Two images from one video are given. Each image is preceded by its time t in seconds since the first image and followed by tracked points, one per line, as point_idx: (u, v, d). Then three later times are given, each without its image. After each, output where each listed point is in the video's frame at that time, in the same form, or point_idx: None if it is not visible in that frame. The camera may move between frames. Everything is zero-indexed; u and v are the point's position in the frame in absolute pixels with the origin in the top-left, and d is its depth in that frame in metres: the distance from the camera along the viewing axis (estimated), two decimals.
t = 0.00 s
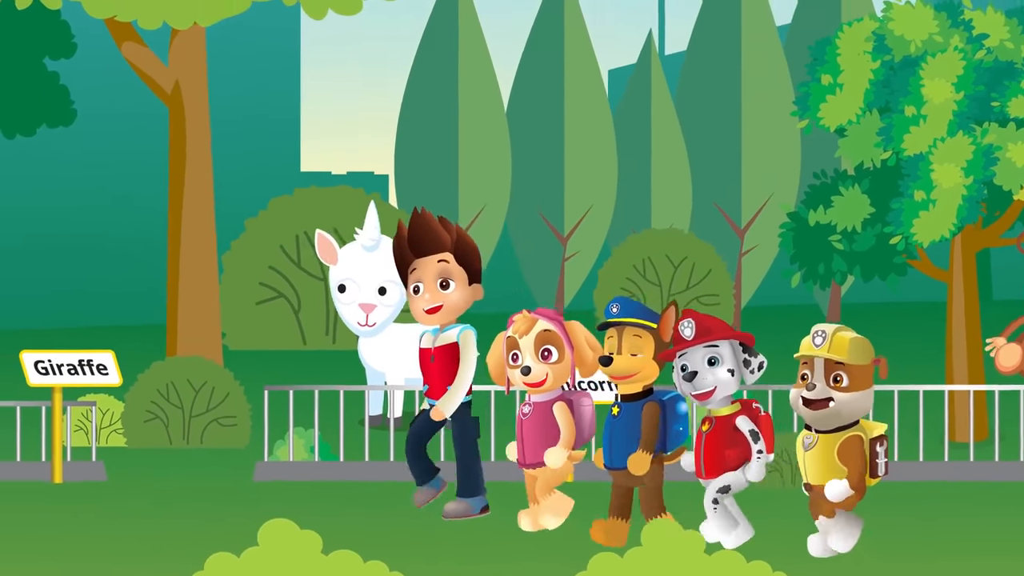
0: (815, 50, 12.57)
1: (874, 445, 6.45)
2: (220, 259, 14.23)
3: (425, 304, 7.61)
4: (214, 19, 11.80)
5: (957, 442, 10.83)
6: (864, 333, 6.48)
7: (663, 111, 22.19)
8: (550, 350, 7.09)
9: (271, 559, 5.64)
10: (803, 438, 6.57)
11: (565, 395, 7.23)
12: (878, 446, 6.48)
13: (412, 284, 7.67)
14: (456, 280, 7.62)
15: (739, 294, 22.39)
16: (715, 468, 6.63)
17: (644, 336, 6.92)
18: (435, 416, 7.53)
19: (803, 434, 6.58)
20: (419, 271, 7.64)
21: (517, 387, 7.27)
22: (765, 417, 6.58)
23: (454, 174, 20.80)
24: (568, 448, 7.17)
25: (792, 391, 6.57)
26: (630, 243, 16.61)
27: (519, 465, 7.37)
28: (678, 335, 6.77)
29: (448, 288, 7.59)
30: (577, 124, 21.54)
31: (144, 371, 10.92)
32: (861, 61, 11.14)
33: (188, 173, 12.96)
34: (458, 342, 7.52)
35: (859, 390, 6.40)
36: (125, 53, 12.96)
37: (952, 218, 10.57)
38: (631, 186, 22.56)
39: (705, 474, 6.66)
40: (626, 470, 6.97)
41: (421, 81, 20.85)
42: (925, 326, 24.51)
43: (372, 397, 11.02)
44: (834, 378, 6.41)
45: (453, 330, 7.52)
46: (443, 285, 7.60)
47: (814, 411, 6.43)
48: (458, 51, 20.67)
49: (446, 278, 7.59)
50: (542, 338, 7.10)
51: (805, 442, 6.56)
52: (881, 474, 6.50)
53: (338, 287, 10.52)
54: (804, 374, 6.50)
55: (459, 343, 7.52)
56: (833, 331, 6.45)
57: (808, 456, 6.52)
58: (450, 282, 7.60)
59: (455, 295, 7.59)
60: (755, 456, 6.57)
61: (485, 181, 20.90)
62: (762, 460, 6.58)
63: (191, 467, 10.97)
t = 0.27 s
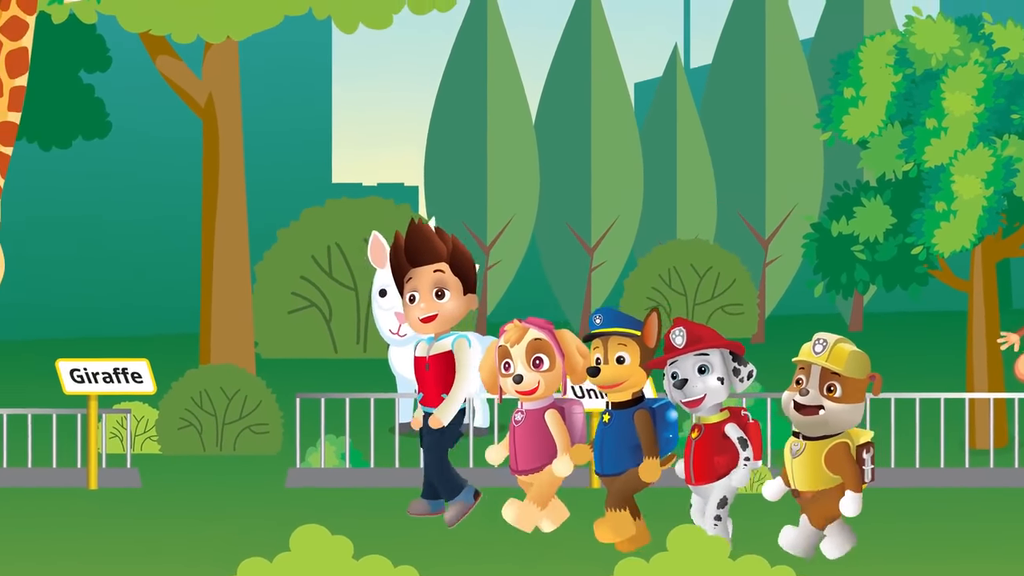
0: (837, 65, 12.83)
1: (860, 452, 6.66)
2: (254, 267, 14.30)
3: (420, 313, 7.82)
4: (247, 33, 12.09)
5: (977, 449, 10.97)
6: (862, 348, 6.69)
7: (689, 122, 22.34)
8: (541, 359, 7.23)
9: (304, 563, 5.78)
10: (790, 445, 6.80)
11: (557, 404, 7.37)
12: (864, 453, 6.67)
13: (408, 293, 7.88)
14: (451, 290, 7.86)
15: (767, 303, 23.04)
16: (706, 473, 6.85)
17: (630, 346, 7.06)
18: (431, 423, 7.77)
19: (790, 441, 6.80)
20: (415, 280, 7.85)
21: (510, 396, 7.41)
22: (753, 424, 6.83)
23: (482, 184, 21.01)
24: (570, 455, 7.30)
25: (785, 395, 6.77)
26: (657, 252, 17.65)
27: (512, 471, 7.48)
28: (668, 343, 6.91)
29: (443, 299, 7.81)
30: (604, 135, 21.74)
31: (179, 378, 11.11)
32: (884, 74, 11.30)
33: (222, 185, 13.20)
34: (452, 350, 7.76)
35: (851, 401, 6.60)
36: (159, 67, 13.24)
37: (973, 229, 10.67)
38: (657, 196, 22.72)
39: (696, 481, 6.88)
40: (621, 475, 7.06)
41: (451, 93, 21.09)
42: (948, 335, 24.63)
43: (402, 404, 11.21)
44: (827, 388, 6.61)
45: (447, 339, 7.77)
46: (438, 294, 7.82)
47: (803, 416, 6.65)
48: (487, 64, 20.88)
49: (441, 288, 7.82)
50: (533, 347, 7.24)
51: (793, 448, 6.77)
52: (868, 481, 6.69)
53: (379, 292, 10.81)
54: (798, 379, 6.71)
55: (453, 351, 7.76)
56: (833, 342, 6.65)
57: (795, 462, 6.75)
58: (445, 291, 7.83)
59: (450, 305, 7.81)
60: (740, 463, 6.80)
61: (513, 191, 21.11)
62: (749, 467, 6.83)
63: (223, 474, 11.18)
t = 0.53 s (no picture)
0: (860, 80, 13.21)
1: (848, 459, 6.52)
2: (289, 278, 14.55)
3: (416, 323, 7.67)
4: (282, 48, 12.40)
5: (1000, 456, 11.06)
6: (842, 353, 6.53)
7: (715, 136, 22.53)
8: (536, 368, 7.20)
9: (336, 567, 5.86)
10: (780, 452, 6.66)
11: (550, 412, 7.33)
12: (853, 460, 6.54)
13: (403, 304, 7.74)
14: (447, 299, 7.70)
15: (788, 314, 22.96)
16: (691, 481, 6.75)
17: (619, 355, 7.00)
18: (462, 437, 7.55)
19: (780, 448, 6.67)
20: (411, 290, 7.71)
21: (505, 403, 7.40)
22: (743, 434, 6.71)
23: (512, 197, 21.24)
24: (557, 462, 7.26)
25: (773, 405, 6.64)
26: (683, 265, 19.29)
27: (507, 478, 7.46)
28: (675, 347, 6.84)
29: (438, 308, 7.66)
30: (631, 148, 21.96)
31: (213, 388, 11.35)
32: (906, 88, 11.47)
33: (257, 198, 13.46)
34: (450, 359, 7.65)
35: (836, 406, 6.47)
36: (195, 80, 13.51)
37: (995, 239, 10.79)
38: (683, 208, 22.93)
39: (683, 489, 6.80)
40: (612, 482, 7.04)
41: (481, 107, 21.35)
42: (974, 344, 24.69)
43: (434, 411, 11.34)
44: (812, 395, 6.47)
45: (444, 347, 7.66)
46: (433, 304, 7.67)
47: (791, 425, 6.52)
48: (517, 78, 21.10)
49: (436, 298, 7.67)
50: (530, 356, 7.21)
51: (782, 455, 6.64)
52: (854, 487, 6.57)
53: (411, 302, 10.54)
54: (784, 390, 6.57)
55: (450, 360, 7.66)
56: (812, 350, 6.51)
57: (784, 469, 6.62)
58: (440, 301, 7.68)
59: (445, 315, 7.66)
60: (701, 469, 6.71)
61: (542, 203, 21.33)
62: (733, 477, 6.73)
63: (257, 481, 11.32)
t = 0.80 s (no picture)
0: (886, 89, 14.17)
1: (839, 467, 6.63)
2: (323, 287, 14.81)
3: (415, 332, 7.84)
4: (317, 62, 12.67)
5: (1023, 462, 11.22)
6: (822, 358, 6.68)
7: (741, 150, 22.67)
8: (535, 377, 7.26)
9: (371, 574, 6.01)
10: (771, 460, 6.74)
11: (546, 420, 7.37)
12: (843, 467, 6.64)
13: (403, 313, 7.92)
14: (446, 309, 7.87)
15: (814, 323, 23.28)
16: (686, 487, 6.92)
17: (618, 364, 7.14)
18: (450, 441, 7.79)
19: (771, 456, 6.75)
20: (411, 300, 7.89)
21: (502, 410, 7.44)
22: (735, 441, 6.92)
23: (542, 209, 21.46)
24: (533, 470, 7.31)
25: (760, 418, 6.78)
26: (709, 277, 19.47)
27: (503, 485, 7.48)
28: (678, 353, 6.98)
29: (437, 318, 7.83)
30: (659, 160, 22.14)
31: (249, 395, 11.58)
32: (929, 102, 11.92)
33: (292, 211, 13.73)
34: (448, 369, 7.83)
35: (821, 412, 6.59)
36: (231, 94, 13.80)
37: (1016, 252, 11.09)
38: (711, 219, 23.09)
39: (678, 495, 6.94)
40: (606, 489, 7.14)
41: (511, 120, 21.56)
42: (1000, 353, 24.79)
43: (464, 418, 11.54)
44: (797, 403, 6.60)
45: (442, 357, 7.84)
46: (432, 314, 7.84)
47: (780, 435, 6.63)
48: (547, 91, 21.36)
49: (435, 308, 7.84)
50: (529, 365, 7.28)
51: (774, 463, 6.72)
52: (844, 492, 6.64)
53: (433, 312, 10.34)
54: (769, 401, 6.71)
55: (448, 370, 7.84)
56: (791, 360, 6.66)
57: (775, 476, 6.69)
58: (439, 311, 7.85)
59: (444, 324, 7.83)
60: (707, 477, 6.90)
61: (572, 215, 21.52)
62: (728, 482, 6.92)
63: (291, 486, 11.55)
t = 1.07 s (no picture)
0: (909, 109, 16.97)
1: (830, 473, 6.87)
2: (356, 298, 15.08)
3: (418, 340, 8.01)
4: (350, 76, 12.92)
5: None
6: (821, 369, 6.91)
7: (768, 163, 22.82)
8: (534, 387, 7.44)
9: None
10: (764, 467, 6.99)
11: (542, 427, 7.58)
12: (834, 474, 6.88)
13: (408, 320, 8.08)
14: (450, 320, 8.03)
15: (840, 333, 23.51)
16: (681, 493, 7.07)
17: (619, 373, 7.25)
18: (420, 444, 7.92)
19: (764, 463, 7.00)
20: (416, 308, 8.06)
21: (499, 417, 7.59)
22: (728, 448, 7.03)
23: (572, 220, 21.67)
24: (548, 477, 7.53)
25: (754, 423, 7.01)
26: (738, 287, 20.13)
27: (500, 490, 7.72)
28: (688, 361, 7.11)
29: (441, 328, 8.00)
30: (688, 173, 22.23)
31: (285, 404, 11.83)
32: (953, 118, 15.40)
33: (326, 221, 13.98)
34: (444, 377, 7.93)
35: (815, 423, 6.84)
36: (266, 108, 14.08)
37: None
38: (738, 231, 23.27)
39: (672, 500, 7.10)
40: (600, 496, 7.30)
41: (542, 134, 21.83)
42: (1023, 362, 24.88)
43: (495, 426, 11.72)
44: (793, 412, 6.84)
45: (440, 366, 7.94)
46: (436, 323, 8.00)
47: (774, 441, 6.87)
48: (577, 105, 21.59)
49: (440, 318, 8.00)
50: (529, 375, 7.45)
51: (765, 470, 6.97)
52: (836, 498, 6.89)
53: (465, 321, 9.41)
54: (765, 408, 6.95)
55: (446, 378, 7.94)
56: (791, 368, 6.88)
57: (768, 483, 6.94)
58: (443, 321, 8.01)
59: (447, 334, 7.99)
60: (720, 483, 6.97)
61: (601, 227, 21.74)
62: (728, 488, 6.98)
63: (325, 491, 11.75)
